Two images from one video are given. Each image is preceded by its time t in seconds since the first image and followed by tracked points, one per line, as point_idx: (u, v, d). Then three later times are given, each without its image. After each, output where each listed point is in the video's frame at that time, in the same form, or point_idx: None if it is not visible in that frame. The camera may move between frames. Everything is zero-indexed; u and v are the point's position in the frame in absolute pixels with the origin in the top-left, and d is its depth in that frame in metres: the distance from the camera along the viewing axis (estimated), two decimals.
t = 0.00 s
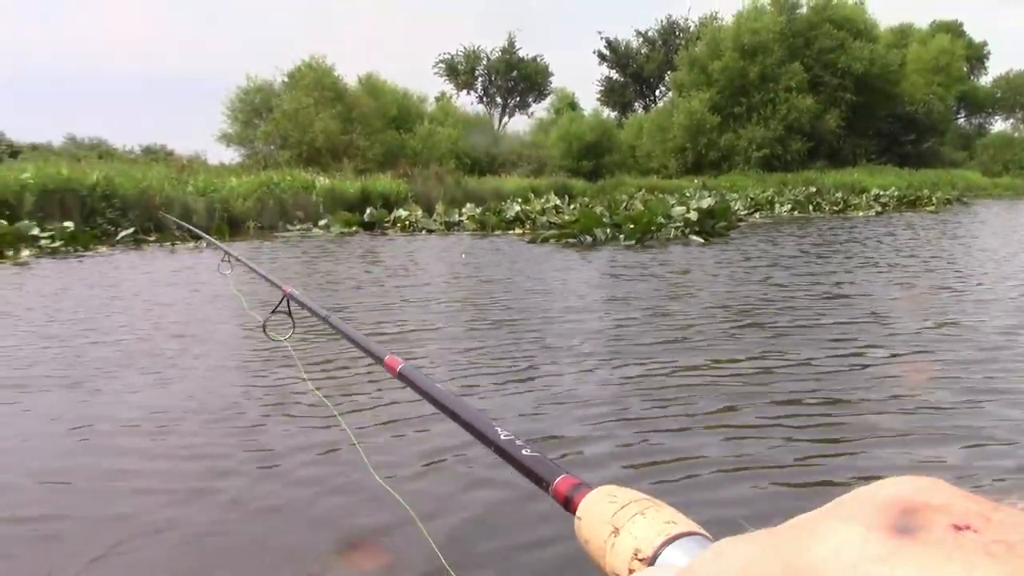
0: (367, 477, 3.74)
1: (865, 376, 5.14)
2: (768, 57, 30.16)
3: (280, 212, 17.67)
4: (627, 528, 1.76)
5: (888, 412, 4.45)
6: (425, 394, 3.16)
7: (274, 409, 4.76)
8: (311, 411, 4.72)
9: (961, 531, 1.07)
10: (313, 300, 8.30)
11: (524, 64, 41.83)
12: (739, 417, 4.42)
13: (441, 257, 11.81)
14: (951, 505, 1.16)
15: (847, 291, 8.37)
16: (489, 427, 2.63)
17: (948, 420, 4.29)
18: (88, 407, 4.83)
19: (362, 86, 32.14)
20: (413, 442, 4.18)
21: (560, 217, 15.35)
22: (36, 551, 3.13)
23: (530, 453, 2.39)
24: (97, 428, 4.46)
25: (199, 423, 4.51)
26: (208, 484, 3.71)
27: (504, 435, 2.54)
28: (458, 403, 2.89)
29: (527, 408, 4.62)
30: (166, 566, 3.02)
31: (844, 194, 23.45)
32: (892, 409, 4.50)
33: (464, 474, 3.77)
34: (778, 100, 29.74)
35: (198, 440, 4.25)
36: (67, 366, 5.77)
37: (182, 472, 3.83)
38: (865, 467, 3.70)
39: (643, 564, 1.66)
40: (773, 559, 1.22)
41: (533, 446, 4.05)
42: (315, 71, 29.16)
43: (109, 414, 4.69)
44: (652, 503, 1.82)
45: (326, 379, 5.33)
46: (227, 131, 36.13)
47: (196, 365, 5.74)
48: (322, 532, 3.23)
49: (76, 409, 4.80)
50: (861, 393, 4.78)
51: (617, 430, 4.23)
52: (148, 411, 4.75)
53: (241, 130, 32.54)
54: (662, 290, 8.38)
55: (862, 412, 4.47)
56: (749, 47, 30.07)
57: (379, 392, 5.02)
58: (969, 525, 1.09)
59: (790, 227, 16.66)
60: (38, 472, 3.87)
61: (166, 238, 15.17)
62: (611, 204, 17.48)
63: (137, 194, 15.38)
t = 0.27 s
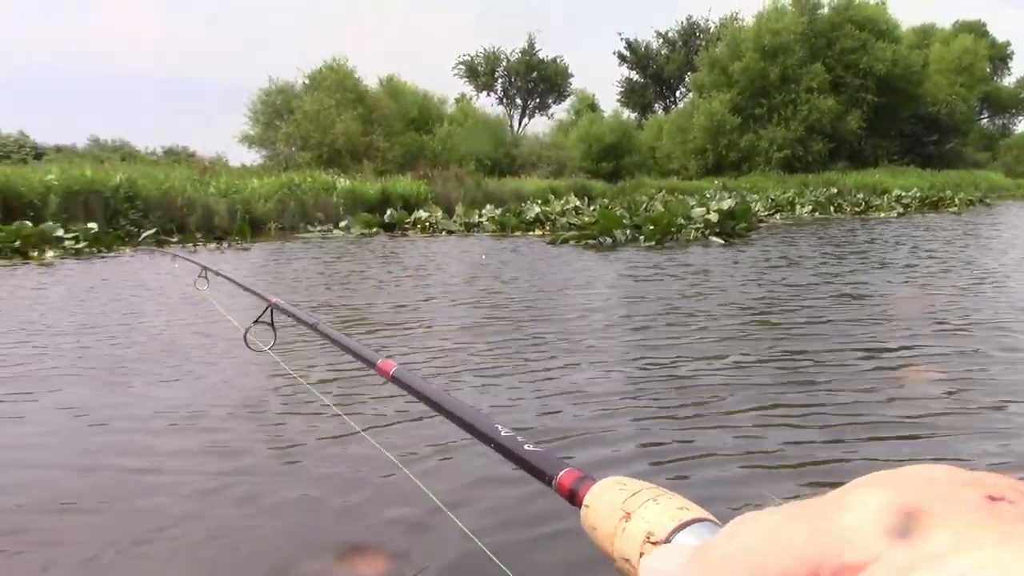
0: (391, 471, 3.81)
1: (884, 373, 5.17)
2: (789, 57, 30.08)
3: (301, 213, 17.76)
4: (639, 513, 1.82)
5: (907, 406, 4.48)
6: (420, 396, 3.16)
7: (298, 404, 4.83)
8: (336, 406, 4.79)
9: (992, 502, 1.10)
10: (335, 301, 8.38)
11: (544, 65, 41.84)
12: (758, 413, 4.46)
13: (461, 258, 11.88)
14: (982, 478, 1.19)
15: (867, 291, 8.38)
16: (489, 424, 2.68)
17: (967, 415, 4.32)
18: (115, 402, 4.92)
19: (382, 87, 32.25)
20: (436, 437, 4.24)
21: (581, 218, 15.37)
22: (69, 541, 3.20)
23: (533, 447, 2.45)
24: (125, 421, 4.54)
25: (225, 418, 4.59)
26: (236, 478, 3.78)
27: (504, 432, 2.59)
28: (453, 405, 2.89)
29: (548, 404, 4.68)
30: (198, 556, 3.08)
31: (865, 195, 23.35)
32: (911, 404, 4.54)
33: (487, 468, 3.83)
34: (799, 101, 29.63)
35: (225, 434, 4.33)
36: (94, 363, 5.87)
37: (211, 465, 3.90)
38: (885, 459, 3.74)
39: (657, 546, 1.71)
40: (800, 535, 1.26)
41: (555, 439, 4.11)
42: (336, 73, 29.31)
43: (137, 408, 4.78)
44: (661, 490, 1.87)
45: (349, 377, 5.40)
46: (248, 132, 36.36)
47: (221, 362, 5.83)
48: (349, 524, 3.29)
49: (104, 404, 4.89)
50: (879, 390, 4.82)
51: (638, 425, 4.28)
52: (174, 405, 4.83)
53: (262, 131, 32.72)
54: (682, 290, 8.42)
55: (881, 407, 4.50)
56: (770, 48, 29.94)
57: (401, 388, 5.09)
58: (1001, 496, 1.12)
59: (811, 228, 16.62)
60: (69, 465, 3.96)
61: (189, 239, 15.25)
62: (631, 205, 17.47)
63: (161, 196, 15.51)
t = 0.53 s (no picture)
0: (402, 469, 3.79)
1: (904, 372, 5.13)
2: (809, 55, 29.95)
3: (321, 214, 17.85)
4: (637, 521, 1.79)
5: (926, 406, 4.44)
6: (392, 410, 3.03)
7: (314, 404, 4.83)
8: (353, 405, 4.80)
9: (1008, 496, 1.13)
10: (353, 301, 8.40)
11: (562, 65, 41.82)
12: (775, 413, 4.43)
13: (479, 259, 11.90)
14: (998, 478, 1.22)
15: (888, 289, 8.33)
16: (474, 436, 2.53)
17: (988, 415, 4.28)
18: (134, 401, 4.94)
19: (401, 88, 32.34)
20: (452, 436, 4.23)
21: (599, 218, 15.35)
22: (81, 544, 3.19)
23: (521, 460, 2.33)
24: (144, 421, 4.56)
25: (241, 416, 4.60)
26: (246, 477, 3.77)
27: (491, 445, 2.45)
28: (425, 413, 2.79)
29: (564, 404, 4.67)
30: (208, 558, 3.06)
31: (886, 194, 23.22)
32: (932, 403, 4.50)
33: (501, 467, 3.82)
34: (819, 99, 29.53)
35: (240, 433, 4.33)
36: (114, 362, 5.90)
37: (224, 465, 3.90)
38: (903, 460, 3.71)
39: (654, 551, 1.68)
40: (815, 532, 1.24)
41: (569, 441, 4.10)
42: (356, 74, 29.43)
43: (155, 407, 4.80)
44: (660, 500, 1.85)
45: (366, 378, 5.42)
46: (268, 133, 36.56)
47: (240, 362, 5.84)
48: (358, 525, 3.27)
49: (122, 403, 4.90)
50: (898, 389, 4.78)
51: (654, 426, 4.26)
52: (193, 404, 4.85)
53: (282, 132, 32.88)
54: (700, 290, 8.39)
55: (902, 407, 4.46)
56: (790, 46, 29.81)
57: (419, 388, 5.09)
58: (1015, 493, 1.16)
59: (831, 227, 16.52)
60: (84, 465, 3.96)
61: (210, 240, 15.38)
62: (651, 204, 17.46)
63: (181, 197, 15.61)
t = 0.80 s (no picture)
0: (416, 467, 3.81)
1: (921, 371, 5.11)
2: (828, 52, 29.83)
3: (339, 214, 17.93)
4: (637, 517, 1.78)
5: (943, 405, 4.42)
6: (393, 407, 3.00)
7: (332, 404, 4.86)
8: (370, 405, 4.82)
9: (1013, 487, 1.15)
10: (371, 301, 8.43)
11: (580, 63, 41.81)
12: (789, 412, 4.44)
13: (497, 258, 11.92)
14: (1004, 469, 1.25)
15: (906, 288, 8.29)
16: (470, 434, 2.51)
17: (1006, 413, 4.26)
18: (153, 399, 4.97)
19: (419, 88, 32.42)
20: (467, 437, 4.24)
21: (617, 217, 15.36)
22: (96, 540, 3.21)
23: (519, 457, 2.32)
24: (161, 419, 4.59)
25: (258, 414, 4.62)
26: (260, 477, 3.78)
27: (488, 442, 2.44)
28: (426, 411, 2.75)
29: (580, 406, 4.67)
30: (223, 557, 3.06)
31: (906, 192, 23.12)
32: (950, 402, 4.48)
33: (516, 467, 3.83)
34: (837, 97, 29.43)
35: (256, 431, 4.36)
36: (133, 361, 5.95)
37: (240, 464, 3.92)
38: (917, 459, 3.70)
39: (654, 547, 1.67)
40: (821, 523, 1.26)
41: (585, 441, 4.10)
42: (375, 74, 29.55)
43: (173, 405, 4.83)
44: (659, 496, 1.84)
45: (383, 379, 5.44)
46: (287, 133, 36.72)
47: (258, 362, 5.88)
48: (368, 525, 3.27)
49: (141, 401, 4.94)
50: (915, 388, 4.76)
51: (670, 428, 4.26)
52: (211, 402, 4.88)
53: (301, 132, 33.02)
54: (718, 289, 8.37)
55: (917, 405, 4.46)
56: (808, 44, 29.69)
57: (436, 389, 5.13)
58: (1017, 481, 1.19)
59: (850, 225, 16.46)
60: (103, 464, 3.99)
61: (230, 241, 15.49)
62: (669, 203, 17.45)
63: (201, 198, 15.72)
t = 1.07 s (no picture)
0: (426, 466, 3.84)
1: (933, 374, 5.11)
2: (845, 51, 29.71)
3: (355, 214, 18.00)
4: (623, 533, 1.80)
5: (954, 409, 4.43)
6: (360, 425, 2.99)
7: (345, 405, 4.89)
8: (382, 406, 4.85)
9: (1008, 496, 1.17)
10: (385, 301, 8.46)
11: (596, 63, 41.77)
12: (801, 413, 4.48)
13: (512, 258, 11.95)
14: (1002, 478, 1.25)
15: (922, 288, 8.28)
16: (441, 454, 2.51)
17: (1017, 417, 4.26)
18: (167, 394, 5.02)
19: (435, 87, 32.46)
20: (478, 436, 4.27)
21: (632, 217, 15.36)
22: (109, 532, 3.26)
23: (496, 475, 2.33)
24: (175, 415, 4.64)
25: (272, 410, 4.66)
26: (266, 473, 3.81)
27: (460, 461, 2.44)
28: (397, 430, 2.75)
29: (593, 406, 4.71)
30: (232, 550, 3.09)
31: (924, 191, 23.02)
32: (960, 406, 4.49)
33: (526, 465, 3.85)
34: (854, 96, 29.32)
35: (268, 428, 4.39)
36: (149, 358, 6.00)
37: (251, 459, 3.95)
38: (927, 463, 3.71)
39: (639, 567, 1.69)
40: (816, 534, 1.28)
41: (594, 442, 4.12)
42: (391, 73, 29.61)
43: (187, 401, 4.87)
44: (645, 510, 1.86)
45: (395, 379, 5.48)
46: (303, 132, 36.82)
47: (273, 362, 5.92)
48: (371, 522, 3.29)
49: (156, 396, 4.98)
50: (925, 390, 4.76)
51: (680, 430, 4.28)
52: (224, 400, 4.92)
53: (317, 132, 33.10)
54: (731, 290, 8.37)
55: (928, 406, 4.50)
56: (825, 43, 29.58)
57: (452, 388, 5.18)
58: (1018, 491, 1.19)
59: (866, 225, 16.40)
60: (116, 457, 4.03)
61: (247, 240, 15.58)
62: (684, 203, 17.44)
63: (218, 197, 15.83)
